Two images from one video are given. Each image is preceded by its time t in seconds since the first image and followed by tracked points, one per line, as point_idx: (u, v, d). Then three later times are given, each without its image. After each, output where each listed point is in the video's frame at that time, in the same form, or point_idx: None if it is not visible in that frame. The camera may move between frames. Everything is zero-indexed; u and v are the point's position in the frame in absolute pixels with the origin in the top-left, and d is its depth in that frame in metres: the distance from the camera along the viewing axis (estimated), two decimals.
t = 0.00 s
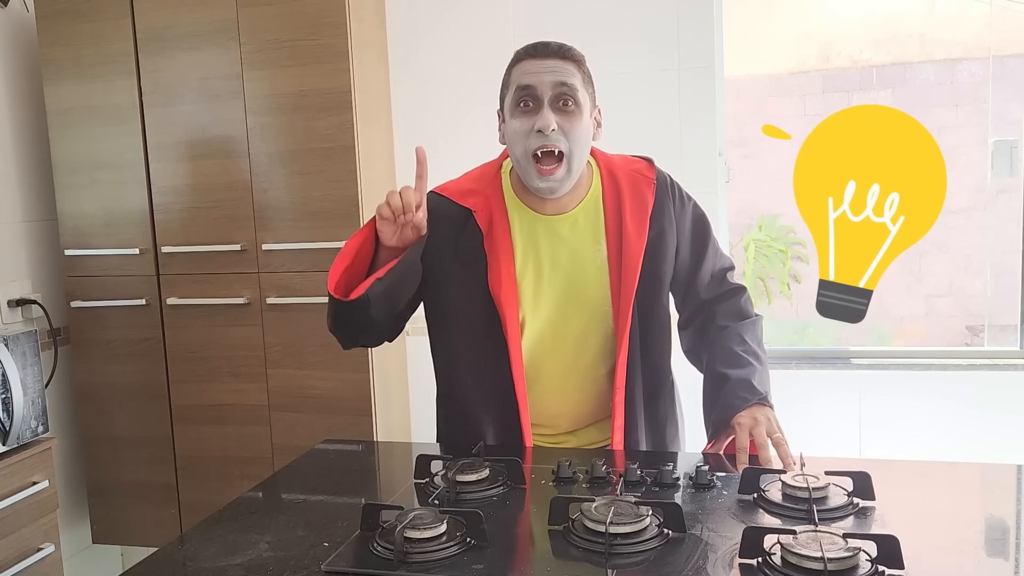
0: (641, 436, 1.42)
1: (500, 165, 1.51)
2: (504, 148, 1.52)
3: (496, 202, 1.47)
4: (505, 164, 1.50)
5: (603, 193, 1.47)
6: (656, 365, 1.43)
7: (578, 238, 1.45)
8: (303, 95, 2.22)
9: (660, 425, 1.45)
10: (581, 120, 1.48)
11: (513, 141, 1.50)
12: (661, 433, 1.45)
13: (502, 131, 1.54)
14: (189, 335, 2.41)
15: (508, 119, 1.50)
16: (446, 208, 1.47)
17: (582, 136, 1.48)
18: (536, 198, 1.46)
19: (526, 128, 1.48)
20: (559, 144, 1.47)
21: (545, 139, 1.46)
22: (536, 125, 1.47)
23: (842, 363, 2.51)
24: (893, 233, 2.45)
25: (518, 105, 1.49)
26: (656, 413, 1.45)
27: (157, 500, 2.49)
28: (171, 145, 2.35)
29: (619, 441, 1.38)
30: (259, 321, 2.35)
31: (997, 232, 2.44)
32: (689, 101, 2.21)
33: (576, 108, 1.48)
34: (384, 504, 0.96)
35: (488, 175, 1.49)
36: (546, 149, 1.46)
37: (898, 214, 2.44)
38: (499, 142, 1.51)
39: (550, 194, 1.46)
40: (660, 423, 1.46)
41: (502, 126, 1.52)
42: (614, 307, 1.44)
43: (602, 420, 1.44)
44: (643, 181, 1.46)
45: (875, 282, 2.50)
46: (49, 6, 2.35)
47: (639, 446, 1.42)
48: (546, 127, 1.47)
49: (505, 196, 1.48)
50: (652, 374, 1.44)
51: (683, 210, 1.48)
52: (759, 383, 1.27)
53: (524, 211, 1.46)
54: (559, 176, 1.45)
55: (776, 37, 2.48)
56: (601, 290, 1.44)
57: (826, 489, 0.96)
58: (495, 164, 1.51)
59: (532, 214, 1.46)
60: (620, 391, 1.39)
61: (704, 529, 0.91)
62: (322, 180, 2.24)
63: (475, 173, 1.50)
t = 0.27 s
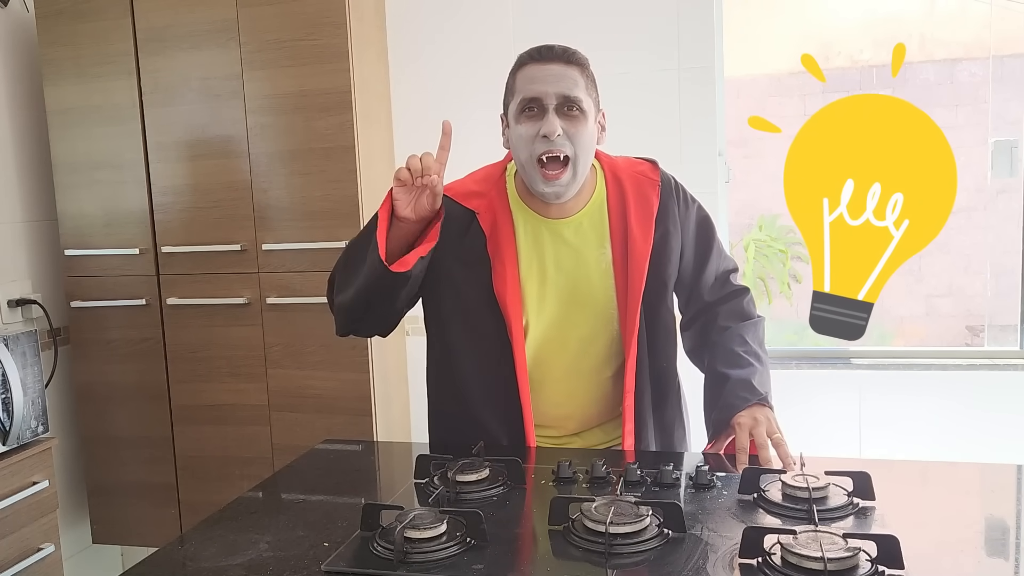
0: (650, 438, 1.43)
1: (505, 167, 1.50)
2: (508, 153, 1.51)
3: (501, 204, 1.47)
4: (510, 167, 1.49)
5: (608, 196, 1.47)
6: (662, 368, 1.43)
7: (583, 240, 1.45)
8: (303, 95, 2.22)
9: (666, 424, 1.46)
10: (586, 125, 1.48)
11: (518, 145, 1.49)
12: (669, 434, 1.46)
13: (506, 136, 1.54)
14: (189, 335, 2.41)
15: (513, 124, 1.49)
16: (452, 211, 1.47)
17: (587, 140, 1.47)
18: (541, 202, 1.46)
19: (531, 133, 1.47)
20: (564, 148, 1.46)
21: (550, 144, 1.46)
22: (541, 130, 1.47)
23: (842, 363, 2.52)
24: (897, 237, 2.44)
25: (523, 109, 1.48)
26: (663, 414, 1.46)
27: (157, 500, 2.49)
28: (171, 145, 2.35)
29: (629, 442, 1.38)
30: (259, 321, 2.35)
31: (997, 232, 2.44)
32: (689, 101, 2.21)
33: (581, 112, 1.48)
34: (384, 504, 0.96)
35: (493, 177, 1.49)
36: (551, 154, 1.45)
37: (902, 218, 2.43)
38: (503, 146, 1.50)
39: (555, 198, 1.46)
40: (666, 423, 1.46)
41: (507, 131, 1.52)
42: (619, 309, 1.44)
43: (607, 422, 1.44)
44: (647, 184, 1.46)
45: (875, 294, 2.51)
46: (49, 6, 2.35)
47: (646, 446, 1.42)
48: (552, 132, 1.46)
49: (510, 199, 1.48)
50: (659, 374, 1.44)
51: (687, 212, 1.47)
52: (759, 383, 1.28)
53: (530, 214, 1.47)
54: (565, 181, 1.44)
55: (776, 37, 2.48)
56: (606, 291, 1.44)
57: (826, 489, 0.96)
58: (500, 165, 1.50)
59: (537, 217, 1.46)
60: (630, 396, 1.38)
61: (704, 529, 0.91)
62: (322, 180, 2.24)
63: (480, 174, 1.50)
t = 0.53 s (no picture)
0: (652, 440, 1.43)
1: (506, 168, 1.50)
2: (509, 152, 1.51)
3: (501, 205, 1.47)
4: (511, 167, 1.48)
5: (610, 197, 1.47)
6: (664, 369, 1.44)
7: (584, 241, 1.45)
8: (303, 95, 2.22)
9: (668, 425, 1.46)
10: (587, 124, 1.47)
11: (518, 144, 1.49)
12: (670, 436, 1.46)
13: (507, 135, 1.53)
14: (189, 335, 2.41)
15: (513, 123, 1.48)
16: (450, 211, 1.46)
17: (588, 140, 1.47)
18: (541, 202, 1.46)
19: (531, 132, 1.47)
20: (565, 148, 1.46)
21: (551, 143, 1.45)
22: (542, 129, 1.46)
23: (842, 363, 2.52)
24: (898, 237, 2.42)
25: (524, 108, 1.48)
26: (665, 414, 1.46)
27: (157, 500, 2.49)
28: (171, 145, 2.35)
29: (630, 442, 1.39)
30: (259, 321, 2.35)
31: (997, 232, 2.44)
32: (689, 101, 2.21)
33: (582, 112, 1.47)
34: (384, 504, 0.96)
35: (494, 178, 1.48)
36: (552, 154, 1.45)
37: (903, 218, 2.41)
38: (504, 145, 1.50)
39: (556, 199, 1.46)
40: (667, 424, 1.46)
41: (507, 131, 1.51)
42: (620, 310, 1.43)
43: (607, 422, 1.44)
44: (648, 185, 1.46)
45: (875, 295, 2.50)
46: (49, 6, 2.35)
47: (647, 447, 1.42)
48: (552, 132, 1.46)
49: (511, 200, 1.48)
50: (660, 373, 1.44)
51: (688, 212, 1.47)
52: (759, 384, 1.28)
53: (530, 214, 1.46)
54: (566, 180, 1.44)
55: (776, 37, 2.48)
56: (607, 292, 1.44)
57: (826, 489, 0.96)
58: (502, 166, 1.49)
59: (539, 217, 1.46)
60: (630, 395, 1.39)
61: (704, 529, 0.91)
62: (322, 180, 2.24)
63: (481, 174, 1.49)
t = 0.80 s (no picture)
0: (650, 438, 1.43)
1: (507, 164, 1.50)
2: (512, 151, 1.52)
3: (501, 202, 1.48)
4: (511, 162, 1.49)
5: (610, 194, 1.47)
6: (663, 368, 1.44)
7: (584, 239, 1.45)
8: (303, 95, 2.22)
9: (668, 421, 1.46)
10: (591, 124, 1.48)
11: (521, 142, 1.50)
12: (668, 435, 1.46)
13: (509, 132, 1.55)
14: (189, 335, 2.41)
15: (518, 121, 1.50)
16: (451, 209, 1.48)
17: (591, 138, 1.48)
18: (542, 197, 1.46)
19: (535, 130, 1.48)
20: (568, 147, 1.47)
21: (554, 142, 1.47)
22: (546, 128, 1.48)
23: (842, 363, 2.52)
24: (898, 237, 2.41)
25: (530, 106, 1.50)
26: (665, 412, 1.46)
27: (157, 500, 2.49)
28: (171, 145, 2.35)
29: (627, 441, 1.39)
30: (260, 321, 2.35)
31: (997, 232, 2.44)
32: (689, 101, 2.21)
33: (587, 111, 1.48)
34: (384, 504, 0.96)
35: (494, 175, 1.50)
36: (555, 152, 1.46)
37: (903, 219, 2.41)
38: (506, 141, 1.51)
39: (557, 194, 1.46)
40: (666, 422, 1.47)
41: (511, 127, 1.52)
42: (620, 307, 1.43)
43: (607, 421, 1.44)
44: (649, 182, 1.46)
45: (875, 295, 2.49)
46: (49, 6, 2.35)
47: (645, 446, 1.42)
48: (556, 130, 1.47)
49: (512, 196, 1.48)
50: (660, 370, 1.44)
51: (689, 212, 1.46)
52: (759, 385, 1.28)
53: (531, 210, 1.46)
54: (568, 179, 1.45)
55: (776, 37, 2.48)
56: (606, 290, 1.44)
57: (826, 489, 0.96)
58: (502, 162, 1.50)
59: (539, 213, 1.46)
60: (628, 392, 1.39)
61: (704, 529, 0.91)
62: (322, 180, 2.24)
63: (481, 172, 1.51)
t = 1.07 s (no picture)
0: (647, 435, 1.43)
1: (506, 164, 1.52)
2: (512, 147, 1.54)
3: (501, 200, 1.48)
4: (511, 162, 1.51)
5: (610, 191, 1.46)
6: (662, 367, 1.43)
7: (585, 236, 1.45)
8: (303, 95, 2.22)
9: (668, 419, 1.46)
10: (590, 120, 1.50)
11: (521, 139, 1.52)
12: (666, 433, 1.46)
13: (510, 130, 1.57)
14: (189, 335, 2.41)
15: (518, 119, 1.52)
16: (453, 210, 1.49)
17: (591, 135, 1.49)
18: (540, 195, 1.47)
19: (534, 127, 1.50)
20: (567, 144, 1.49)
21: (553, 139, 1.49)
22: (545, 125, 1.50)
23: (842, 363, 2.52)
24: (898, 237, 2.41)
25: (529, 104, 1.52)
26: (663, 410, 1.46)
27: (157, 500, 2.49)
28: (171, 146, 2.35)
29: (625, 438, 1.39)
30: (260, 321, 2.35)
31: (997, 232, 2.44)
32: (689, 100, 2.22)
33: (585, 108, 1.50)
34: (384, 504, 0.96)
35: (493, 174, 1.51)
36: (553, 149, 1.48)
37: (903, 218, 2.41)
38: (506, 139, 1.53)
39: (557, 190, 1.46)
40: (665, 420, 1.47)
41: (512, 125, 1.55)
42: (620, 305, 1.44)
43: (608, 420, 1.44)
44: (650, 180, 1.44)
45: (875, 295, 2.49)
46: (49, 6, 2.35)
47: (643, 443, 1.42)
48: (555, 128, 1.49)
49: (511, 194, 1.49)
50: (659, 368, 1.44)
51: (689, 209, 1.44)
52: (759, 385, 1.26)
53: (530, 209, 1.47)
54: (566, 176, 1.46)
55: (776, 37, 2.48)
56: (606, 289, 1.44)
57: (826, 489, 0.96)
58: (501, 163, 1.52)
59: (539, 211, 1.47)
60: (626, 391, 1.39)
61: (704, 529, 0.91)
62: (322, 180, 2.24)
63: (481, 172, 1.52)
